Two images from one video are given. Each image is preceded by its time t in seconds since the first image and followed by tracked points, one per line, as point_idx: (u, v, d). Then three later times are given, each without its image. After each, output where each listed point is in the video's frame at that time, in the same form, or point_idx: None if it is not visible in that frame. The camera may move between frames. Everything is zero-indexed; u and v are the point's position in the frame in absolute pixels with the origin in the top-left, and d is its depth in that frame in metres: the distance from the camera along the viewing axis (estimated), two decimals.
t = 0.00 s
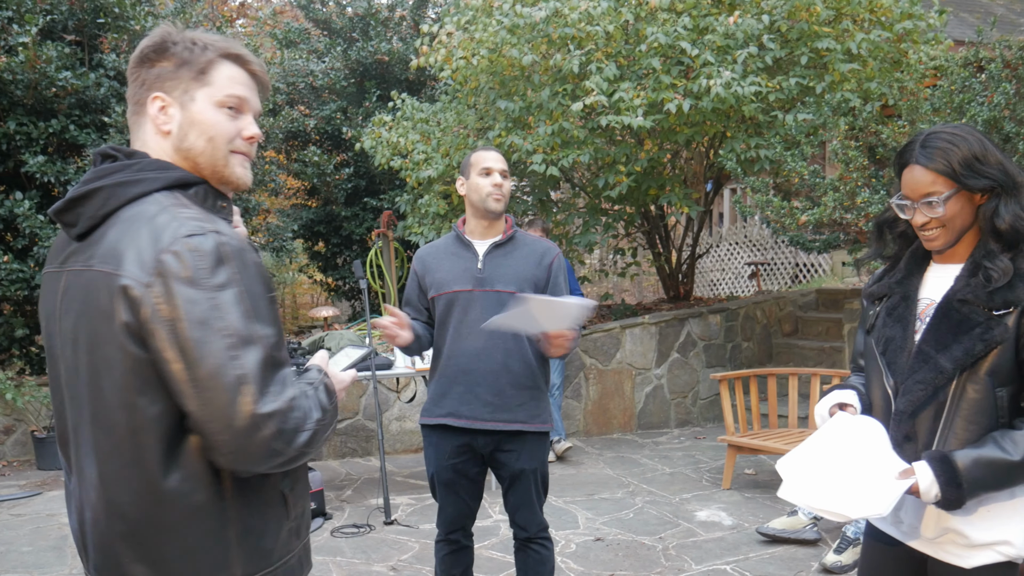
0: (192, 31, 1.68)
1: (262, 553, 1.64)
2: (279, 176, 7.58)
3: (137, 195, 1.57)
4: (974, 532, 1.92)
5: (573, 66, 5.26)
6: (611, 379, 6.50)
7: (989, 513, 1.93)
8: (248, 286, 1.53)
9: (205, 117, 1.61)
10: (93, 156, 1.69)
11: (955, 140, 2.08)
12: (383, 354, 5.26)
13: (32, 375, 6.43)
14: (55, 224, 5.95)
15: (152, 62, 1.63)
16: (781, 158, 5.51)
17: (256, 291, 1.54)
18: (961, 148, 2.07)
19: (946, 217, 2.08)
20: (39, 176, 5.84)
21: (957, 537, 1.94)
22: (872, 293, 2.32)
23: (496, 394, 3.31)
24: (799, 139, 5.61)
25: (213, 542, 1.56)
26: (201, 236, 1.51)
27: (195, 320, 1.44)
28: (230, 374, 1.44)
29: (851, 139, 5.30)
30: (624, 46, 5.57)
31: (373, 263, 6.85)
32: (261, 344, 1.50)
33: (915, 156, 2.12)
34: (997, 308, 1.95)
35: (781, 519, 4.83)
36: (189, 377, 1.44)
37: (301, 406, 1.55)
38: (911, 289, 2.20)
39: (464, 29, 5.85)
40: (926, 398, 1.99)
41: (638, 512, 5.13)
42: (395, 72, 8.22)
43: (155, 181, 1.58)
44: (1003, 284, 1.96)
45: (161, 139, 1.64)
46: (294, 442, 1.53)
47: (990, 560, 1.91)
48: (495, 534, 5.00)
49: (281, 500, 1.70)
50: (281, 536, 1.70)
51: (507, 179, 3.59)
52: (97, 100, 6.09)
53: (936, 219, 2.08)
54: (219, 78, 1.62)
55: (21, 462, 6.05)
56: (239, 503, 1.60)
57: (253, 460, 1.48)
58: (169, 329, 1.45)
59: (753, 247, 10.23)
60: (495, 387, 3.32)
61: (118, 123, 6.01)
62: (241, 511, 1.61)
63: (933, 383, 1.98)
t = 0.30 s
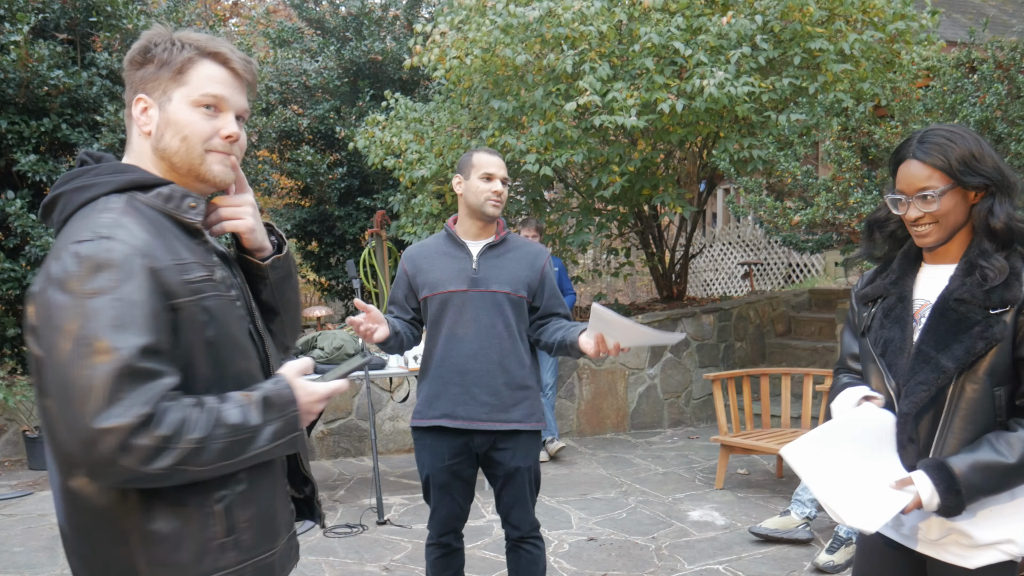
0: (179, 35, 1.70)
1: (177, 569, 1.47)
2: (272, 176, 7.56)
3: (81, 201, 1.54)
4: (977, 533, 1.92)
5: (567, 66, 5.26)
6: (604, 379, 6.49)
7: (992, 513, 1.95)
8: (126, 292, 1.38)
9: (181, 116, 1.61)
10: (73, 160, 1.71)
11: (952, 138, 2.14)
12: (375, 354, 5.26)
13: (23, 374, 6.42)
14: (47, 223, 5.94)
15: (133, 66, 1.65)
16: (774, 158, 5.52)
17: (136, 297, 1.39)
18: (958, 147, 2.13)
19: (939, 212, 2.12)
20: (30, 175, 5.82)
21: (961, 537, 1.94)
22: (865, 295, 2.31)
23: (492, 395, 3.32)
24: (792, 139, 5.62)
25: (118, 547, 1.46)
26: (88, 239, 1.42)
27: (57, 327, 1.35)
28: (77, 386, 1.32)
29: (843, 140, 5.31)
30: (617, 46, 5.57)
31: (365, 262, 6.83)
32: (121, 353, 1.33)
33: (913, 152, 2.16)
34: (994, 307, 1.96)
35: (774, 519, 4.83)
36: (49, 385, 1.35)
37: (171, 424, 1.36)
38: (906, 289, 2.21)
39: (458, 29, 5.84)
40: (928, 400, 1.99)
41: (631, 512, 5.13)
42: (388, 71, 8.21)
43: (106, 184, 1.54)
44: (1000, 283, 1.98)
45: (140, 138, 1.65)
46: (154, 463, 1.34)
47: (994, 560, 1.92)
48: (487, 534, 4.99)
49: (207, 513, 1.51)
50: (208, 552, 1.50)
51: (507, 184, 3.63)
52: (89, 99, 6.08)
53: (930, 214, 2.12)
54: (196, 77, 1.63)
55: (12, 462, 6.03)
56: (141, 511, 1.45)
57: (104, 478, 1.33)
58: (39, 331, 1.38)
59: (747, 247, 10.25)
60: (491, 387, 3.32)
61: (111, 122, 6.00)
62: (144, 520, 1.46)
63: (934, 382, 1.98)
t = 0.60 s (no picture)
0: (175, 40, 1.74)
1: (110, 565, 1.52)
2: (265, 175, 7.54)
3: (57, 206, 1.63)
4: (983, 533, 1.97)
5: (561, 66, 5.26)
6: (598, 378, 6.49)
7: (996, 512, 1.99)
8: (39, 294, 1.44)
9: (167, 117, 1.63)
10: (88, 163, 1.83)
11: (950, 136, 2.16)
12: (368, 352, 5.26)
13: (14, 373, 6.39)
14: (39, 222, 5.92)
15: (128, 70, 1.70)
16: (768, 157, 5.51)
17: (49, 298, 1.44)
18: (955, 144, 2.16)
19: (935, 207, 2.14)
20: (22, 174, 5.80)
21: (968, 537, 1.98)
22: (864, 296, 2.28)
23: (485, 394, 3.32)
24: (786, 139, 5.61)
25: (68, 536, 1.56)
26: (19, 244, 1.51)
27: None
28: None
29: (837, 140, 5.30)
30: (611, 46, 5.57)
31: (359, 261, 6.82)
32: (19, 355, 1.39)
33: (911, 148, 2.19)
34: (998, 305, 2.03)
35: (766, 518, 4.81)
36: None
37: (70, 425, 1.39)
38: (909, 289, 2.21)
39: (452, 28, 5.83)
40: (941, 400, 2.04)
41: (624, 511, 5.14)
42: (382, 70, 8.20)
43: (77, 186, 1.63)
44: (1003, 281, 2.05)
45: (133, 139, 1.69)
46: (53, 463, 1.39)
47: (999, 558, 1.97)
48: (481, 533, 5.00)
49: (144, 513, 1.53)
50: (141, 552, 1.52)
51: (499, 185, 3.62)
52: (81, 97, 6.05)
53: (924, 210, 2.15)
54: (184, 80, 1.66)
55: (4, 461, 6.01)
56: (81, 504, 1.53)
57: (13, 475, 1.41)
58: None
59: (740, 246, 10.25)
60: (485, 386, 3.32)
61: (103, 121, 5.99)
62: (82, 514, 1.53)
63: (948, 380, 2.03)
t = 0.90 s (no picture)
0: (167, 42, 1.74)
1: (94, 558, 1.53)
2: (259, 173, 7.52)
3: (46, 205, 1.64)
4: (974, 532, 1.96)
5: (554, 64, 5.26)
6: (591, 377, 6.50)
7: (988, 512, 1.97)
8: (24, 291, 1.44)
9: (158, 119, 1.64)
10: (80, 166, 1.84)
11: (942, 135, 2.17)
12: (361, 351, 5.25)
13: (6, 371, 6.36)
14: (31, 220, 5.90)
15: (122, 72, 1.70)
16: (761, 156, 5.53)
17: (35, 295, 1.44)
18: (948, 143, 2.16)
19: (926, 206, 2.15)
20: (14, 172, 5.78)
21: (956, 537, 1.97)
22: (856, 295, 2.28)
23: (474, 393, 3.32)
24: (779, 138, 5.61)
25: (52, 528, 1.56)
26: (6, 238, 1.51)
27: None
28: None
29: (830, 138, 5.31)
30: (605, 45, 5.58)
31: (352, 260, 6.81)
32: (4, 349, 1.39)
33: (904, 146, 2.20)
34: (989, 308, 2.03)
35: (759, 516, 4.81)
36: None
37: (53, 420, 1.39)
38: (902, 289, 2.21)
39: (446, 26, 5.82)
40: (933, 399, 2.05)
41: (617, 510, 5.14)
42: (376, 69, 8.20)
43: (67, 184, 1.64)
44: (994, 283, 2.05)
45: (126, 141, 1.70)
46: (34, 457, 1.39)
47: (987, 557, 1.96)
48: (474, 532, 5.00)
49: (128, 507, 1.54)
50: (123, 545, 1.54)
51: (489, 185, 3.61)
52: (73, 95, 6.03)
53: (914, 207, 2.16)
54: (176, 83, 1.66)
55: None
56: (67, 497, 1.54)
57: None
58: None
59: (733, 245, 10.25)
60: (473, 385, 3.32)
61: (96, 119, 5.97)
62: (69, 506, 1.54)
63: (938, 386, 2.04)
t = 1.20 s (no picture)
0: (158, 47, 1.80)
1: (85, 559, 1.59)
2: (243, 173, 7.49)
3: (32, 205, 1.68)
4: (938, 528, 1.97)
5: (539, 65, 5.27)
6: (576, 377, 6.52)
7: (954, 508, 1.98)
8: (20, 294, 1.50)
9: (178, 126, 1.72)
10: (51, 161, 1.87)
11: (912, 140, 2.19)
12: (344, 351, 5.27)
13: None
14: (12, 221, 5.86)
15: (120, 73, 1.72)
16: (745, 157, 5.55)
17: (32, 297, 1.50)
18: (917, 148, 2.18)
19: (893, 207, 2.16)
20: None
21: (924, 534, 2.00)
22: (828, 295, 2.32)
23: (451, 393, 3.33)
24: (762, 139, 5.62)
25: (41, 530, 1.61)
26: None
27: None
28: None
29: (813, 140, 5.33)
30: (589, 46, 5.58)
31: (337, 260, 6.80)
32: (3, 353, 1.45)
33: (875, 151, 2.23)
34: (957, 308, 2.05)
35: (742, 515, 4.84)
36: None
37: (53, 422, 1.46)
38: (872, 289, 2.23)
39: (430, 27, 5.81)
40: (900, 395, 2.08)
41: (601, 510, 5.15)
42: (361, 69, 8.19)
43: (51, 187, 1.68)
44: (962, 284, 2.06)
45: (128, 142, 1.73)
46: (35, 459, 1.46)
47: (956, 554, 1.97)
48: (458, 533, 5.00)
49: (121, 508, 1.61)
50: (116, 547, 1.60)
51: (461, 182, 3.58)
52: (55, 95, 5.99)
53: (882, 210, 2.18)
54: (191, 91, 1.76)
55: None
56: (57, 500, 1.59)
57: None
58: None
59: (718, 245, 10.28)
60: (450, 385, 3.33)
61: (78, 119, 5.94)
62: (59, 510, 1.59)
63: (906, 378, 2.07)
